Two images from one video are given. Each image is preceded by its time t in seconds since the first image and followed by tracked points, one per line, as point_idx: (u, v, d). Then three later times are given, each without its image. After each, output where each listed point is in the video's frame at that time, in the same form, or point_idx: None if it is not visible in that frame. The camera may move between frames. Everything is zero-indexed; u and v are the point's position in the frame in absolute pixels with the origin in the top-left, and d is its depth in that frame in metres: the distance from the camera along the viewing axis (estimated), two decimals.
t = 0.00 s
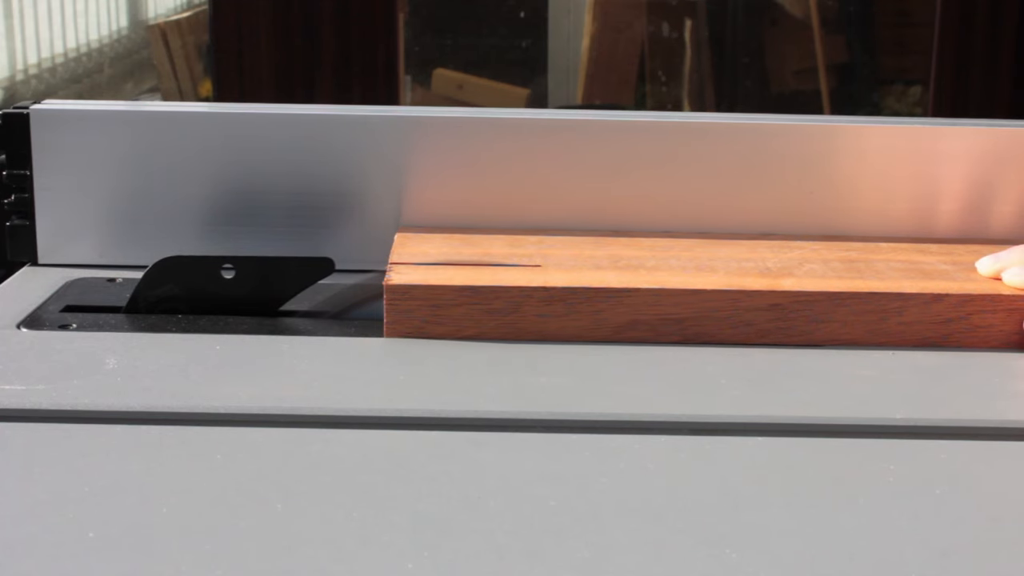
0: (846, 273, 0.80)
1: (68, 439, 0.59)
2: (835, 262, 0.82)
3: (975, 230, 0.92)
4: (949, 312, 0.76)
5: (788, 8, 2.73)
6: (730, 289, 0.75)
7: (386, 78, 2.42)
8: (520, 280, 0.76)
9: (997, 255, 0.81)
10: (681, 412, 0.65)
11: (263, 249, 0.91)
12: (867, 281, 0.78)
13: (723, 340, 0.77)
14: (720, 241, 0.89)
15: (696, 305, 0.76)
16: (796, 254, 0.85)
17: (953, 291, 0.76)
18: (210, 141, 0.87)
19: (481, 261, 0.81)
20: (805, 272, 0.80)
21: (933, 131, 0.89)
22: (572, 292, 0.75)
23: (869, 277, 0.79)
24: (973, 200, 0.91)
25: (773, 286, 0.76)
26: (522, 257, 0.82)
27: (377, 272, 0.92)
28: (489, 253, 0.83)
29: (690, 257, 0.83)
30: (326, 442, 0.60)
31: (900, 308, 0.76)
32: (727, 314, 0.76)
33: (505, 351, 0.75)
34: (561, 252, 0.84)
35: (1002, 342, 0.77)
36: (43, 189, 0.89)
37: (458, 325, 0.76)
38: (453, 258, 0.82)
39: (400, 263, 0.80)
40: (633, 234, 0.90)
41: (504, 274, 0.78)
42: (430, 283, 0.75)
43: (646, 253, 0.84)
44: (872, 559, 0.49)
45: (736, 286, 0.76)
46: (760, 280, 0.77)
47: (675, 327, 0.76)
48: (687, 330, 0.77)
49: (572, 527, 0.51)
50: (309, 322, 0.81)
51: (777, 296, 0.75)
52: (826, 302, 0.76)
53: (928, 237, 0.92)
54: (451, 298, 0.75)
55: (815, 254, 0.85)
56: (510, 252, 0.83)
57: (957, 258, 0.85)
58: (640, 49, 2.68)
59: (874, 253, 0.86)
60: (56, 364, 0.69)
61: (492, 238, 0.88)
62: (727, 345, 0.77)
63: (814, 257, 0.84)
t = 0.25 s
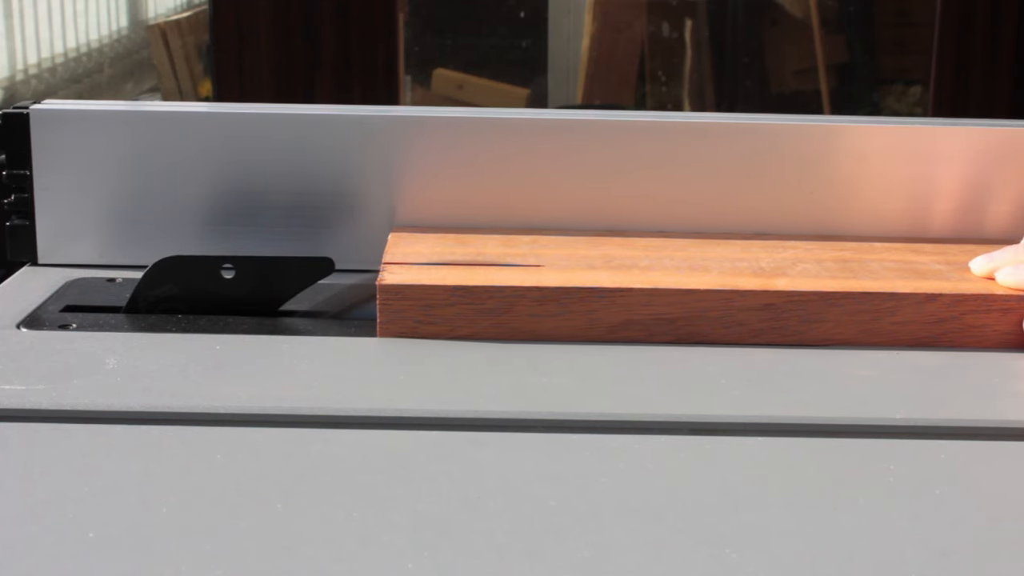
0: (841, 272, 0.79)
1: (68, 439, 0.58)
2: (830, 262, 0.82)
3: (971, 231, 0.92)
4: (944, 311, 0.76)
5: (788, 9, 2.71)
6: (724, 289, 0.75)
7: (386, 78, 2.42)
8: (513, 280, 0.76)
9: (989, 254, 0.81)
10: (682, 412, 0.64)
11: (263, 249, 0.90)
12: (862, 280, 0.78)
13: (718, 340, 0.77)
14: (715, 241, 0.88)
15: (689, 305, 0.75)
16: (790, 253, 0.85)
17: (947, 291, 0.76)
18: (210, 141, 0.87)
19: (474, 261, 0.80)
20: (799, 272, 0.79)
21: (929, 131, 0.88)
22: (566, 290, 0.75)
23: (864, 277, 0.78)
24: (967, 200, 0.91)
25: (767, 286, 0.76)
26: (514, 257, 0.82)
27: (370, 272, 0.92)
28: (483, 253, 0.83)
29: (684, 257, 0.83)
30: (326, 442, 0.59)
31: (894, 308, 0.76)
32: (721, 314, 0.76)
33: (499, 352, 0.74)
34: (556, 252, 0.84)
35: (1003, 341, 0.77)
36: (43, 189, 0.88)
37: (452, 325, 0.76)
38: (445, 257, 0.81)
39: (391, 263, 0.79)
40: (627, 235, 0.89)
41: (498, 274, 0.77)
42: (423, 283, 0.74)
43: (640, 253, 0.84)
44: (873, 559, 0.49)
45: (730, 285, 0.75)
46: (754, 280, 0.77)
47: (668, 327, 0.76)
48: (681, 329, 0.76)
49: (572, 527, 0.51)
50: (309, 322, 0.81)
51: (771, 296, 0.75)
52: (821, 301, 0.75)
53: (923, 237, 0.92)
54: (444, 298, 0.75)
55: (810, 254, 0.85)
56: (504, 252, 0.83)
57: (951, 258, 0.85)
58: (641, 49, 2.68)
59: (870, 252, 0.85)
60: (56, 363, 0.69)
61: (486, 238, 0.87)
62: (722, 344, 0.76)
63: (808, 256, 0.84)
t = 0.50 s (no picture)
0: (834, 273, 0.80)
1: (68, 439, 0.59)
2: (823, 262, 0.82)
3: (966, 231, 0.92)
4: (937, 311, 0.76)
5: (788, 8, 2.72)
6: (718, 289, 0.75)
7: (386, 78, 2.42)
8: (507, 280, 0.76)
9: (983, 254, 0.81)
10: (681, 412, 0.65)
11: (263, 249, 0.91)
12: (855, 280, 0.78)
13: (713, 340, 0.77)
14: (711, 241, 0.89)
15: (683, 306, 0.76)
16: (783, 254, 0.85)
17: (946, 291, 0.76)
18: (210, 141, 0.87)
19: (469, 261, 0.81)
20: (792, 272, 0.80)
21: (924, 131, 0.89)
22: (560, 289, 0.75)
23: (857, 277, 0.79)
24: (962, 199, 0.91)
25: (760, 286, 0.76)
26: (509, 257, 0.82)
27: (366, 272, 0.92)
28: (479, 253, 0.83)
29: (678, 257, 0.83)
30: (326, 442, 0.60)
31: (889, 309, 0.76)
32: (714, 314, 0.76)
33: (493, 352, 0.74)
34: (550, 252, 0.84)
35: (1002, 342, 0.78)
36: (43, 189, 0.89)
37: (446, 325, 0.76)
38: (441, 258, 0.82)
39: (386, 263, 0.80)
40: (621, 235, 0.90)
41: (493, 274, 0.78)
42: (417, 283, 0.75)
43: (634, 253, 0.84)
44: (871, 559, 0.49)
45: (723, 285, 0.76)
46: (748, 280, 0.77)
47: (662, 327, 0.76)
48: (674, 329, 0.76)
49: (572, 527, 0.51)
50: (309, 322, 0.81)
51: (764, 296, 0.75)
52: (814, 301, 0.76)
53: (917, 237, 0.92)
54: (438, 298, 0.75)
55: (804, 254, 0.85)
56: (499, 252, 0.84)
57: (946, 258, 0.85)
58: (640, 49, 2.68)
59: (865, 253, 0.85)
60: (56, 364, 0.69)
61: (482, 238, 0.88)
62: (715, 345, 0.77)
63: (801, 256, 0.84)
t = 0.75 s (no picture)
0: (829, 272, 0.80)
1: (69, 440, 0.59)
2: (818, 262, 0.83)
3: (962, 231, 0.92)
4: (931, 311, 0.77)
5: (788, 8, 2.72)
6: (712, 289, 0.76)
7: (386, 78, 2.43)
8: (501, 280, 0.77)
9: (978, 254, 0.82)
10: (681, 412, 0.65)
11: (263, 249, 0.91)
12: (850, 280, 0.78)
13: (706, 340, 0.77)
14: (707, 241, 0.89)
15: (677, 306, 0.76)
16: (778, 254, 0.85)
17: (946, 292, 0.76)
18: (210, 141, 0.88)
19: (463, 261, 0.81)
20: (785, 272, 0.80)
21: (922, 131, 0.89)
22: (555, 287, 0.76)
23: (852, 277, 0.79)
24: (957, 200, 0.91)
25: (754, 286, 0.76)
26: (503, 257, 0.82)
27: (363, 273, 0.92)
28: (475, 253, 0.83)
29: (672, 257, 0.83)
30: (326, 442, 0.60)
31: (887, 309, 0.76)
32: (708, 313, 0.76)
33: (489, 353, 0.75)
34: (545, 252, 0.84)
35: (1001, 342, 0.78)
36: (43, 188, 0.89)
37: (440, 325, 0.77)
38: (435, 258, 0.82)
39: (380, 263, 0.80)
40: (615, 235, 0.90)
41: (488, 274, 0.78)
42: (411, 283, 0.75)
43: (628, 253, 0.84)
44: (871, 559, 0.50)
45: (717, 285, 0.76)
46: (742, 280, 0.78)
47: (656, 327, 0.77)
48: (668, 329, 0.77)
49: (572, 527, 0.52)
50: (309, 322, 0.81)
51: (757, 296, 0.76)
52: (808, 301, 0.76)
53: (913, 237, 0.92)
54: (433, 298, 0.76)
55: (798, 254, 0.85)
56: (493, 252, 0.84)
57: (940, 258, 0.85)
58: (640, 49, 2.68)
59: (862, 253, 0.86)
60: (56, 364, 0.70)
61: (478, 238, 0.88)
62: (708, 345, 0.77)
63: (795, 256, 0.85)
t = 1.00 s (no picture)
0: (824, 272, 0.80)
1: (69, 439, 0.59)
2: (814, 262, 0.83)
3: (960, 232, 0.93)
4: (926, 311, 0.77)
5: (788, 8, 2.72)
6: (707, 289, 0.76)
7: (386, 78, 2.43)
8: (495, 280, 0.77)
9: (974, 254, 0.82)
10: (681, 412, 0.65)
11: (262, 249, 0.91)
12: (845, 281, 0.78)
13: (702, 340, 0.77)
14: (704, 241, 0.89)
15: (671, 306, 0.76)
16: (774, 253, 0.85)
17: (944, 292, 0.76)
18: (210, 141, 0.88)
19: (460, 261, 0.81)
20: (778, 272, 0.80)
21: (921, 132, 0.89)
22: (551, 286, 0.76)
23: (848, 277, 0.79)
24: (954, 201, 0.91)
25: (749, 286, 0.76)
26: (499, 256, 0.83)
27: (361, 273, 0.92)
28: (472, 253, 0.83)
29: (668, 257, 0.84)
30: (326, 442, 0.60)
31: (886, 309, 0.77)
32: (703, 313, 0.76)
33: (486, 353, 0.75)
34: (541, 252, 0.84)
35: (1000, 342, 0.78)
36: (43, 188, 0.89)
37: (436, 324, 0.77)
38: (429, 257, 0.82)
39: (375, 263, 0.80)
40: (610, 235, 0.90)
41: (484, 274, 0.78)
42: (408, 283, 0.75)
43: (623, 253, 0.84)
44: (870, 559, 0.50)
45: (712, 285, 0.76)
46: (737, 280, 0.78)
47: (651, 328, 0.77)
48: (662, 329, 0.77)
49: (572, 527, 0.52)
50: (309, 322, 0.82)
51: (752, 296, 0.76)
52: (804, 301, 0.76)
53: (910, 237, 0.93)
54: (428, 298, 0.76)
55: (793, 254, 0.85)
56: (489, 252, 0.84)
57: (937, 258, 0.85)
58: (640, 49, 2.69)
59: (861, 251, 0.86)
60: (56, 364, 0.70)
61: (475, 238, 0.88)
62: (704, 345, 0.77)
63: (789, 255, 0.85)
